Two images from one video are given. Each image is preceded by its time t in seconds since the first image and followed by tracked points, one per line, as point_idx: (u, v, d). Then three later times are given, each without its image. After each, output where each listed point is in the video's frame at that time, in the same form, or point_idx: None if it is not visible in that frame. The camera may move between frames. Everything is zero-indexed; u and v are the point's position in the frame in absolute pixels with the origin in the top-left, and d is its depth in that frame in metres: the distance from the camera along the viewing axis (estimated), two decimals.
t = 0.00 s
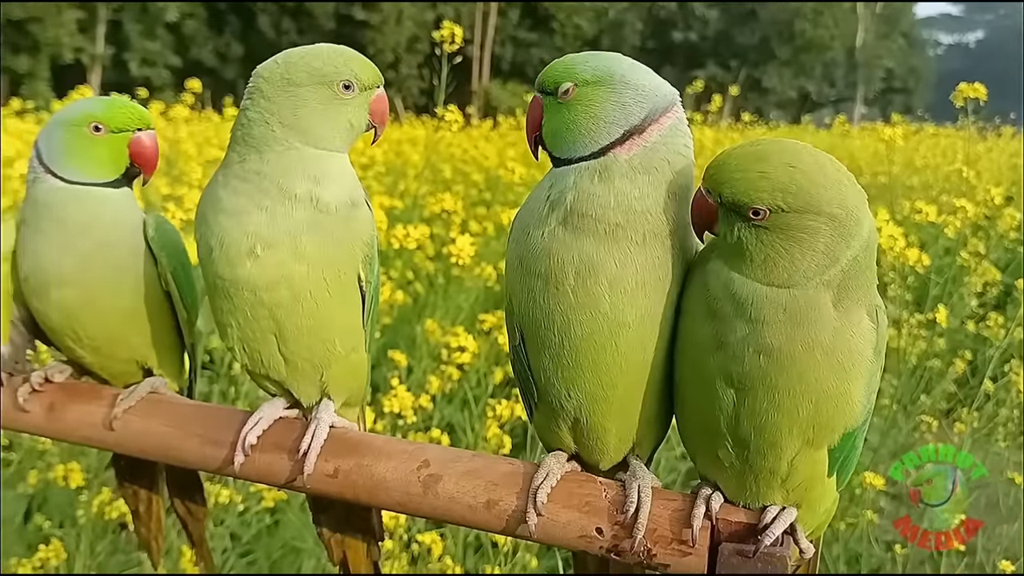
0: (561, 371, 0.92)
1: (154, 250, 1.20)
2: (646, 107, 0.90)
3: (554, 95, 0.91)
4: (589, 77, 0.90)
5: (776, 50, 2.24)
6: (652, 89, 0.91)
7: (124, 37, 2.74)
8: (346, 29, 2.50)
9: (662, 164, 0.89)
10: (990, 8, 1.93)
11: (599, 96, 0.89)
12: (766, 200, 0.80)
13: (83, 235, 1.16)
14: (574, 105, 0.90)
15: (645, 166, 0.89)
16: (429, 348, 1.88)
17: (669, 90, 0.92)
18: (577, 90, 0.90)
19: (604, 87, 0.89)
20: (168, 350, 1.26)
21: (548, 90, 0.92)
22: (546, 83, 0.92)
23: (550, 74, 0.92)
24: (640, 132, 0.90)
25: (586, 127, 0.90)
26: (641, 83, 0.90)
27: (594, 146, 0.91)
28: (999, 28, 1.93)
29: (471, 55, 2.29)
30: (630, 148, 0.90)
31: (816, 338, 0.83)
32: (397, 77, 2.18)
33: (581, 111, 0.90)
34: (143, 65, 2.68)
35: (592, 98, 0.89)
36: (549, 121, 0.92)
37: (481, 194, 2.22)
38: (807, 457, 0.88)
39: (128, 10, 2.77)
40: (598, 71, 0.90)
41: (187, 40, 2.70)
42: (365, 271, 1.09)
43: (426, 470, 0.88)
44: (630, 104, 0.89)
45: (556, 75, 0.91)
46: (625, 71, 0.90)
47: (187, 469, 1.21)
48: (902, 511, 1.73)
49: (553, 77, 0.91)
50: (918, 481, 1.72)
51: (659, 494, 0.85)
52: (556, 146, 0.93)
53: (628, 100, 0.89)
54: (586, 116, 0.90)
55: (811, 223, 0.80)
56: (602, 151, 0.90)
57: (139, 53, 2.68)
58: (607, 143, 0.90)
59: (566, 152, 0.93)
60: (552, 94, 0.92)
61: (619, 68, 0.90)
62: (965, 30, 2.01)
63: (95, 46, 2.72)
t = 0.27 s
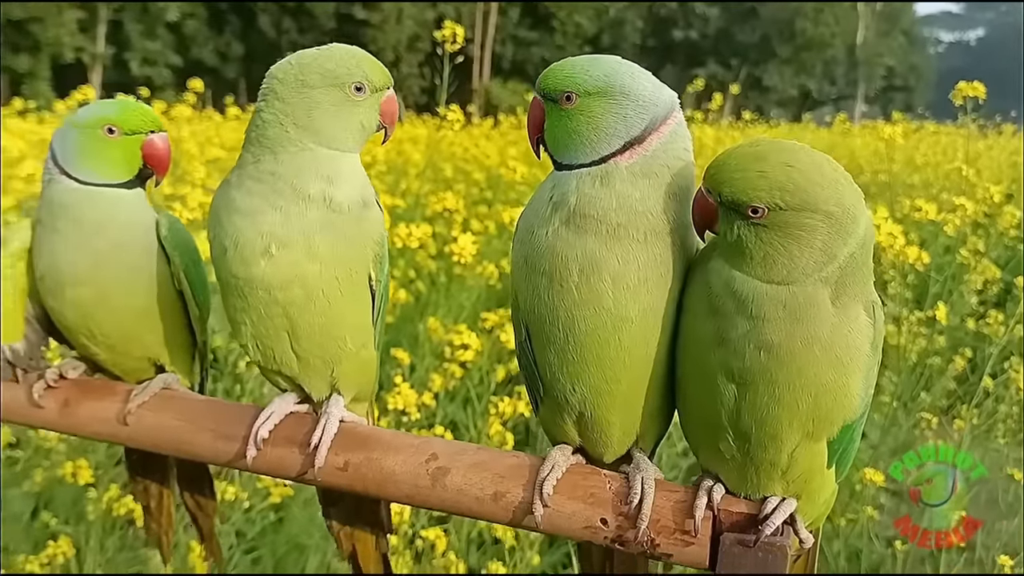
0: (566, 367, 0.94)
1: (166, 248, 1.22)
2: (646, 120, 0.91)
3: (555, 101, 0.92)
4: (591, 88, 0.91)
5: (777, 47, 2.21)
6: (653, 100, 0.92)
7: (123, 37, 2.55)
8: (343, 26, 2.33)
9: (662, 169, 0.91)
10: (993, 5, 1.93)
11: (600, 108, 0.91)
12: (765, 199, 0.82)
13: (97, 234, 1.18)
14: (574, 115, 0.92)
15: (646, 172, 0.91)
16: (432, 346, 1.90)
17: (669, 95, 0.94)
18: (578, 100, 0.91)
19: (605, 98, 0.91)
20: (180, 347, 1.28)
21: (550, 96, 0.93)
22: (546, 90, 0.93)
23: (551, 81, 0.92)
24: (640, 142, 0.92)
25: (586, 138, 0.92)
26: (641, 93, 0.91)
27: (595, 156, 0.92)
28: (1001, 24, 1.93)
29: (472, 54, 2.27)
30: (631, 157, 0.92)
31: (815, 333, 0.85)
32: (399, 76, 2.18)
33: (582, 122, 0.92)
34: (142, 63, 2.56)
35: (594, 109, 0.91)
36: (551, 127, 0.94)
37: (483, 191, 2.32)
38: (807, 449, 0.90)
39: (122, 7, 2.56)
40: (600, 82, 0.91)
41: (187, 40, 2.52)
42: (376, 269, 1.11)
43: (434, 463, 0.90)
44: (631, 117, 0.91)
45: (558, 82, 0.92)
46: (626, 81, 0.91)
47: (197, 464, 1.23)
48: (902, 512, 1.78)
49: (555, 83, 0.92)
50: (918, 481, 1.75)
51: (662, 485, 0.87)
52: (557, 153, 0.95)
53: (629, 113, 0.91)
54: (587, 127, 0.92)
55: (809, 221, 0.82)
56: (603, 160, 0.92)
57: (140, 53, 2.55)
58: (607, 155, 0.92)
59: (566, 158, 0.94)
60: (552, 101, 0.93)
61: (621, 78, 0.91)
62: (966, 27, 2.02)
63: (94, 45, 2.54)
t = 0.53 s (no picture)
0: (576, 360, 0.96)
1: (180, 245, 1.24)
2: (655, 118, 0.93)
3: (565, 99, 0.94)
4: (601, 86, 0.92)
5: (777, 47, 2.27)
6: (662, 98, 0.94)
7: (125, 37, 2.69)
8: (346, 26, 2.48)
9: (670, 166, 0.93)
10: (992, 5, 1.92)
11: (610, 106, 0.93)
12: (772, 194, 0.83)
13: (114, 231, 1.20)
14: (584, 113, 0.93)
15: (654, 168, 0.93)
16: (437, 344, 1.92)
17: (677, 94, 0.95)
18: (588, 98, 0.93)
19: (614, 97, 0.92)
20: (193, 342, 1.30)
21: (559, 95, 0.95)
22: (557, 88, 0.95)
23: (561, 80, 0.94)
24: (649, 140, 0.93)
25: (596, 135, 0.94)
26: (650, 92, 0.93)
27: (604, 153, 0.94)
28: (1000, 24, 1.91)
29: (474, 55, 2.33)
30: (641, 154, 0.93)
31: (821, 325, 0.87)
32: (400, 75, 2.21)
33: (592, 120, 0.93)
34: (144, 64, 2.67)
35: (603, 107, 0.93)
36: (560, 125, 0.96)
37: (485, 192, 2.27)
38: (813, 439, 0.92)
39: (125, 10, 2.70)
40: (609, 80, 0.92)
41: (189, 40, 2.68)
42: (387, 265, 1.13)
43: (446, 455, 0.92)
44: (640, 115, 0.93)
45: (567, 81, 0.94)
46: (635, 80, 0.93)
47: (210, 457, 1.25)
48: (902, 512, 1.79)
49: (566, 82, 0.94)
50: (918, 481, 1.77)
51: (670, 476, 0.89)
52: (567, 150, 0.96)
53: (638, 112, 0.93)
54: (597, 125, 0.93)
55: (815, 216, 0.84)
56: (613, 157, 0.94)
57: (142, 53, 2.66)
58: (617, 151, 0.94)
59: (576, 156, 0.96)
60: (562, 99, 0.95)
61: (631, 77, 0.93)
62: (966, 26, 2.01)
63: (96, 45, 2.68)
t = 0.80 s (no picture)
0: (577, 354, 0.97)
1: (183, 242, 1.25)
2: (657, 117, 0.94)
3: (569, 91, 0.95)
4: (606, 82, 0.93)
5: (777, 47, 2.22)
6: (665, 98, 0.95)
7: (125, 38, 2.66)
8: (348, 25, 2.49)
9: (668, 167, 0.94)
10: (993, 4, 1.94)
11: (614, 102, 0.93)
12: (778, 190, 0.84)
13: (118, 228, 1.21)
14: (587, 107, 0.94)
15: (651, 169, 0.93)
16: (438, 343, 1.93)
17: (680, 98, 0.96)
18: (592, 92, 0.94)
19: (618, 93, 0.93)
20: (198, 340, 1.31)
21: (564, 85, 0.95)
22: (563, 79, 0.95)
23: (568, 70, 0.95)
24: (649, 140, 0.94)
25: (598, 131, 0.94)
26: (654, 92, 0.94)
27: (604, 150, 0.95)
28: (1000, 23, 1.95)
29: (474, 54, 2.31)
30: (638, 154, 0.94)
31: (822, 319, 0.87)
32: (397, 75, 2.23)
33: (594, 114, 0.94)
34: (144, 65, 2.62)
35: (607, 102, 0.93)
36: (562, 118, 0.96)
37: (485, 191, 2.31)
38: (814, 432, 0.93)
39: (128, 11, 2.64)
40: (614, 77, 0.93)
41: (187, 40, 2.61)
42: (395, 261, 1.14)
43: (450, 450, 0.92)
44: (643, 113, 0.94)
45: (575, 72, 0.94)
46: (641, 79, 0.93)
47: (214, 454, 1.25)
48: (902, 511, 1.81)
49: (571, 75, 0.95)
50: (918, 481, 1.79)
51: (673, 470, 0.89)
52: (567, 144, 0.97)
53: (642, 110, 0.93)
54: (598, 120, 0.94)
55: (819, 211, 0.85)
56: (612, 155, 0.95)
57: (142, 53, 2.61)
58: (617, 149, 0.95)
59: (575, 150, 0.97)
60: (566, 90, 0.95)
61: (637, 75, 0.94)
62: (966, 26, 2.02)
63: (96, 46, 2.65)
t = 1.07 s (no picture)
0: (579, 352, 0.97)
1: (183, 240, 1.25)
2: (661, 115, 0.94)
3: (571, 87, 0.94)
4: (609, 79, 0.93)
5: (777, 48, 2.39)
6: (669, 96, 0.95)
7: (125, 39, 2.80)
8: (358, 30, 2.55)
9: (670, 165, 0.94)
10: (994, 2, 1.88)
11: (617, 98, 0.93)
12: (786, 186, 0.84)
13: (120, 227, 1.21)
14: (590, 104, 0.94)
15: (654, 167, 0.93)
16: (439, 343, 1.93)
17: (682, 95, 0.96)
18: (596, 88, 0.93)
19: (622, 89, 0.93)
20: (199, 339, 1.31)
21: (567, 81, 0.95)
22: (565, 75, 0.95)
23: (570, 67, 0.94)
24: (652, 138, 0.94)
25: (602, 127, 0.94)
26: (657, 89, 0.94)
27: (608, 147, 0.95)
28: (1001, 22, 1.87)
29: (475, 54, 2.31)
30: (643, 151, 0.94)
31: (827, 317, 0.87)
32: (400, 76, 2.31)
33: (598, 110, 0.94)
34: (145, 66, 2.73)
35: (610, 99, 0.93)
36: (564, 113, 0.96)
37: (485, 192, 2.25)
38: (816, 430, 0.93)
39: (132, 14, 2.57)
40: (618, 73, 0.93)
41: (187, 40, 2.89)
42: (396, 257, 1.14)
43: (452, 448, 0.92)
44: (647, 110, 0.93)
45: (577, 68, 0.94)
46: (644, 75, 0.93)
47: (215, 454, 1.25)
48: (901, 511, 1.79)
49: (574, 71, 0.94)
50: (918, 480, 1.78)
51: (675, 469, 0.89)
52: (569, 142, 0.97)
53: (645, 107, 0.93)
54: (603, 117, 0.94)
55: (827, 208, 0.85)
56: (617, 153, 0.95)
57: (142, 54, 2.75)
58: (621, 146, 0.94)
59: (578, 147, 0.96)
60: (568, 86, 0.95)
61: (640, 72, 0.93)
62: (968, 25, 1.96)
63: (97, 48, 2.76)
